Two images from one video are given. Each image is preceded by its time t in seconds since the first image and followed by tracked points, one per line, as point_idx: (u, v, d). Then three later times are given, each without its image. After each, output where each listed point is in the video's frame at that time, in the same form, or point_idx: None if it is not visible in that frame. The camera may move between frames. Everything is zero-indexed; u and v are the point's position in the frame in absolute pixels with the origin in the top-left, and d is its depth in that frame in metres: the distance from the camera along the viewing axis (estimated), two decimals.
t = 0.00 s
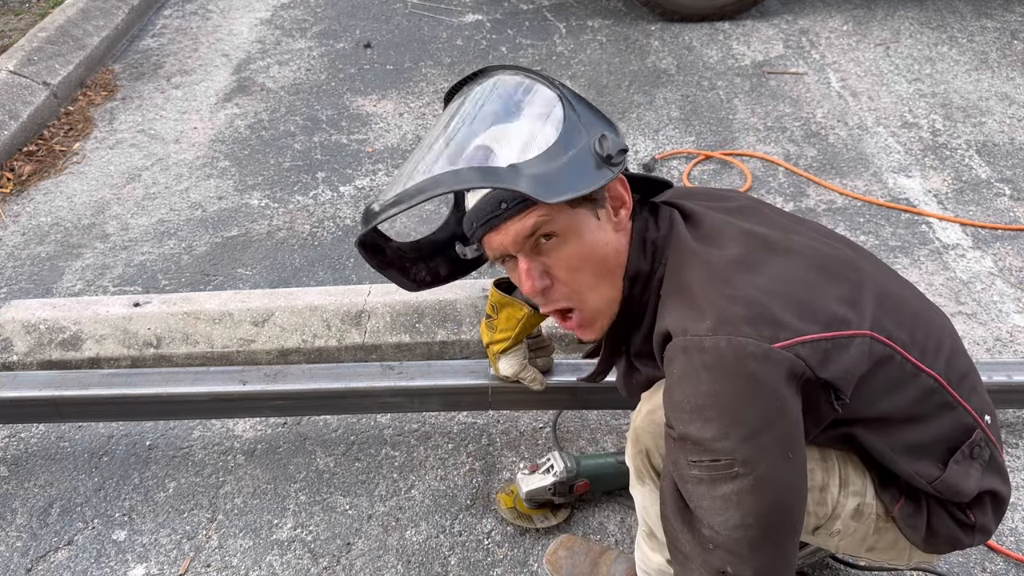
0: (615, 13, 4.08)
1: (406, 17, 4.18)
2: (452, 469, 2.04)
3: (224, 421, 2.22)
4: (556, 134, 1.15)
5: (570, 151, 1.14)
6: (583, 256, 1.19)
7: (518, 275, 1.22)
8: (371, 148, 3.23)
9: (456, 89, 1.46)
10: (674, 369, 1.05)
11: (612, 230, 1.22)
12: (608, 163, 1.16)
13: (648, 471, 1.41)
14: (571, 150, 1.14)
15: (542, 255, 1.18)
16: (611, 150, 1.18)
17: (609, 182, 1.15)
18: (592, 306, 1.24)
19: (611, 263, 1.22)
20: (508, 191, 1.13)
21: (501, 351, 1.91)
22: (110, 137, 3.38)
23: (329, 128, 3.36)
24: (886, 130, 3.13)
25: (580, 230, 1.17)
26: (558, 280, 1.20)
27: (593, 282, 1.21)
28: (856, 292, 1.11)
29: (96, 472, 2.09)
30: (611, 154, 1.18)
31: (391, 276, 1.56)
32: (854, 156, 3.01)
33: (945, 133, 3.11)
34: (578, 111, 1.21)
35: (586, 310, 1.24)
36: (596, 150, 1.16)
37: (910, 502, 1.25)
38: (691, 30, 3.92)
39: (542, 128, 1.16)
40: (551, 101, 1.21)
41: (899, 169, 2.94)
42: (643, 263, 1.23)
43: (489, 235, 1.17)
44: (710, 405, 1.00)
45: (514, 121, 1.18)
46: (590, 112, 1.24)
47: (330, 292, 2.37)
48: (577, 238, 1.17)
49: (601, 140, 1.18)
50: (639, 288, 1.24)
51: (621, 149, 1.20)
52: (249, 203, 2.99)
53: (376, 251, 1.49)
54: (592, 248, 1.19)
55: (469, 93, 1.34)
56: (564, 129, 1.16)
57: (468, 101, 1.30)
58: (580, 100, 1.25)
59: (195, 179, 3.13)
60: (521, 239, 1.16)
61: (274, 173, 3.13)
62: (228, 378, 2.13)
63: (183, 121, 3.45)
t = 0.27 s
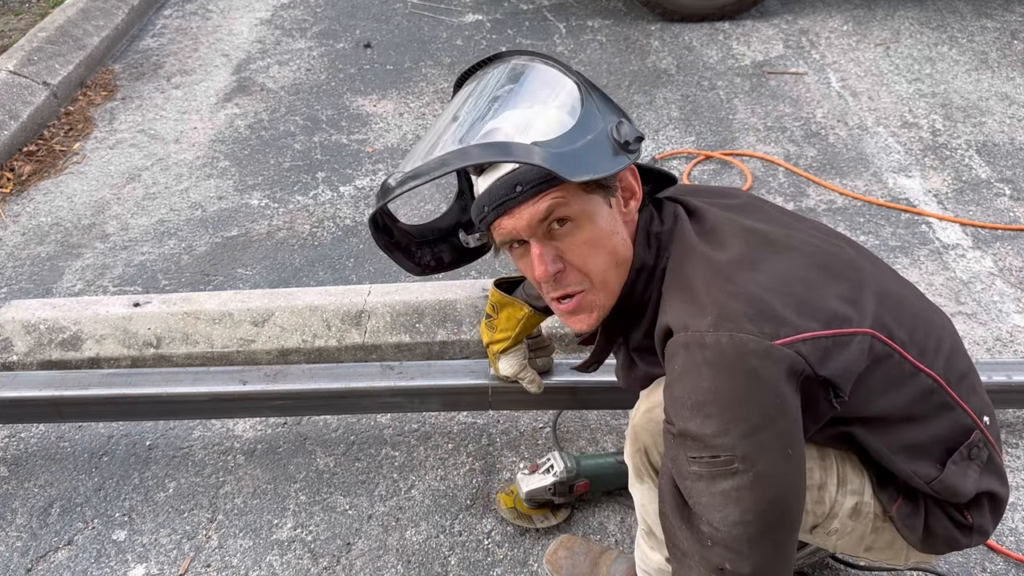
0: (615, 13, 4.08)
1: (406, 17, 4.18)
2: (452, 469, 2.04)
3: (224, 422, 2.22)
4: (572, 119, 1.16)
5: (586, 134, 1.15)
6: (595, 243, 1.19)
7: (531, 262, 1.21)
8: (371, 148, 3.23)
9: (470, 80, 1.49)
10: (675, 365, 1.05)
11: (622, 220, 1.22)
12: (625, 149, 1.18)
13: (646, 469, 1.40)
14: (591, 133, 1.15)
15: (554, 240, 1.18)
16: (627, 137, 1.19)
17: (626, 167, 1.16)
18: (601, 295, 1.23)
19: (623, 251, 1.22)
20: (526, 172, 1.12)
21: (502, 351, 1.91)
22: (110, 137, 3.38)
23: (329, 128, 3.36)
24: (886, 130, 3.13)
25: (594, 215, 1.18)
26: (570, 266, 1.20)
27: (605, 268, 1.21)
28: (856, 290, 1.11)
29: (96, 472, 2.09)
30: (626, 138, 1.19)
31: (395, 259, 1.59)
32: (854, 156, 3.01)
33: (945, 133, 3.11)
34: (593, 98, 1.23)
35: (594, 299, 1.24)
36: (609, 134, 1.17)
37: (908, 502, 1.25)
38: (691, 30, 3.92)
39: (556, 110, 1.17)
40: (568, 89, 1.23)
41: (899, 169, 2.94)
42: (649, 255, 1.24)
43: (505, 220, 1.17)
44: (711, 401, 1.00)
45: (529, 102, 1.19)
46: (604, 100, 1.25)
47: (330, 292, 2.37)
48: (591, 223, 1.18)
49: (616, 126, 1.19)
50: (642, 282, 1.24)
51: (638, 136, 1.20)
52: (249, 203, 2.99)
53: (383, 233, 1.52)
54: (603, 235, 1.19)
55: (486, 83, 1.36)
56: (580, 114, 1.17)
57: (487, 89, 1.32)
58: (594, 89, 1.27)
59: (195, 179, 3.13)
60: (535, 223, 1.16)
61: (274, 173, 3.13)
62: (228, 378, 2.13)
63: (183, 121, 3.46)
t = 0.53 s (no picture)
0: (615, 13, 4.08)
1: (406, 17, 4.18)
2: (452, 469, 2.04)
3: (224, 422, 2.22)
4: (575, 117, 1.16)
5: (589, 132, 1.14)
6: (599, 241, 1.19)
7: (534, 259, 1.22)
8: (371, 148, 3.23)
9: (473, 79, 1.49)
10: (679, 363, 1.05)
11: (628, 217, 1.23)
12: (628, 147, 1.17)
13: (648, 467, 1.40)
14: (594, 130, 1.15)
15: (558, 238, 1.18)
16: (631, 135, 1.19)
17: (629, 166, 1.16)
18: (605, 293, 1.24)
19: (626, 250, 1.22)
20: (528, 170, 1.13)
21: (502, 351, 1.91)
22: (110, 137, 3.38)
23: (329, 128, 3.36)
24: (886, 130, 3.13)
25: (597, 212, 1.18)
26: (574, 264, 1.20)
27: (610, 266, 1.21)
28: (860, 291, 1.11)
29: (96, 472, 2.09)
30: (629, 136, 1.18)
31: (399, 257, 1.59)
32: (854, 156, 3.01)
33: (945, 133, 3.11)
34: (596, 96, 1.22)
35: (598, 297, 1.24)
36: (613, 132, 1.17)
37: (909, 502, 1.25)
38: (691, 30, 3.92)
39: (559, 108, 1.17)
40: (571, 87, 1.23)
41: (899, 169, 2.94)
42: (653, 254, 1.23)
43: (508, 216, 1.17)
44: (714, 400, 1.00)
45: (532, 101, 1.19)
46: (607, 99, 1.25)
47: (330, 292, 2.37)
48: (594, 221, 1.18)
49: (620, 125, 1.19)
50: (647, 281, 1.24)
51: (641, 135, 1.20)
52: (249, 203, 2.99)
53: (387, 230, 1.52)
54: (607, 234, 1.19)
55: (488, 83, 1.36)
56: (583, 113, 1.17)
57: (490, 87, 1.32)
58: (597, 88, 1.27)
59: (195, 179, 3.13)
60: (539, 221, 1.16)
61: (274, 173, 3.13)
62: (228, 378, 2.13)
63: (183, 121, 3.45)
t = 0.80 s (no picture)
0: (615, 13, 4.08)
1: (406, 17, 4.18)
2: (452, 468, 2.04)
3: (224, 422, 2.22)
4: (576, 118, 1.16)
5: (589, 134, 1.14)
6: (600, 243, 1.19)
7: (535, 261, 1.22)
8: (371, 148, 3.23)
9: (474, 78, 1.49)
10: (681, 366, 1.05)
11: (628, 219, 1.22)
12: (630, 149, 1.17)
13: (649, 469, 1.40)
14: (594, 133, 1.15)
15: (558, 240, 1.19)
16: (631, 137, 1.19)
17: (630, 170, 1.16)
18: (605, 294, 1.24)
19: (627, 251, 1.22)
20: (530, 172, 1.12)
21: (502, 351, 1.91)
22: (110, 137, 3.38)
23: (329, 128, 3.36)
24: (886, 130, 3.14)
25: (597, 214, 1.18)
26: (574, 266, 1.21)
27: (611, 266, 1.21)
28: (863, 293, 1.11)
29: (96, 472, 2.09)
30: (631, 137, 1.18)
31: (399, 258, 1.58)
32: (854, 156, 3.01)
33: (945, 133, 3.11)
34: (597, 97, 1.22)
35: (600, 298, 1.24)
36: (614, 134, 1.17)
37: (911, 504, 1.25)
38: (691, 30, 3.92)
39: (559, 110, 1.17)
40: (573, 89, 1.23)
41: (899, 169, 2.94)
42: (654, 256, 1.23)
43: (509, 219, 1.17)
44: (717, 403, 1.00)
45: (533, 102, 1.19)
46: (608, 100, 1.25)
47: (330, 292, 2.37)
48: (594, 222, 1.18)
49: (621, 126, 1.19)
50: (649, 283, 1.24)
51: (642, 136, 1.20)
52: (249, 203, 2.99)
53: (387, 232, 1.52)
54: (608, 236, 1.19)
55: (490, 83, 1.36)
56: (584, 115, 1.17)
57: (491, 88, 1.32)
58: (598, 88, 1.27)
59: (195, 179, 3.13)
60: (539, 224, 1.16)
61: (274, 173, 3.13)
62: (228, 378, 2.13)
63: (183, 121, 3.45)
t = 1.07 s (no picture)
0: (615, 13, 4.08)
1: (406, 17, 4.18)
2: (452, 469, 2.04)
3: (224, 422, 2.22)
4: (574, 121, 1.16)
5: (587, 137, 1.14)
6: (599, 246, 1.19)
7: (534, 264, 1.22)
8: (371, 148, 3.23)
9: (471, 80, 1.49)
10: (681, 368, 1.05)
11: (628, 222, 1.22)
12: (628, 152, 1.17)
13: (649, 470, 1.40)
14: (592, 136, 1.15)
15: (557, 243, 1.19)
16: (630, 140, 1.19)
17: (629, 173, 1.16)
18: (605, 297, 1.24)
19: (626, 254, 1.22)
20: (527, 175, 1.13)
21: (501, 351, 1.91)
22: (110, 137, 3.38)
23: (329, 128, 3.36)
24: (886, 130, 3.13)
25: (596, 217, 1.18)
26: (573, 269, 1.21)
27: (610, 269, 1.21)
28: (863, 295, 1.11)
29: (96, 472, 2.09)
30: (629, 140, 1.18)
31: (398, 261, 1.58)
32: (854, 156, 3.01)
33: (945, 133, 3.11)
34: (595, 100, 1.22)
35: (599, 301, 1.24)
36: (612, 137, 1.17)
37: (910, 506, 1.25)
38: (691, 30, 3.92)
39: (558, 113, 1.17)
40: (571, 91, 1.23)
41: (899, 169, 2.94)
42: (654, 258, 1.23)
43: (507, 222, 1.17)
44: (717, 405, 1.00)
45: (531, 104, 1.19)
46: (606, 102, 1.25)
47: (330, 292, 2.37)
48: (593, 226, 1.18)
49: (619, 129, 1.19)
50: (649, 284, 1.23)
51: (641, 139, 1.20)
52: (249, 203, 2.99)
53: (385, 235, 1.52)
54: (607, 239, 1.19)
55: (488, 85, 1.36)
56: (582, 117, 1.17)
57: (490, 90, 1.32)
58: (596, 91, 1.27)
59: (195, 179, 3.13)
60: (537, 227, 1.16)
61: (274, 173, 3.13)
62: (228, 378, 2.13)
63: (183, 121, 3.45)
